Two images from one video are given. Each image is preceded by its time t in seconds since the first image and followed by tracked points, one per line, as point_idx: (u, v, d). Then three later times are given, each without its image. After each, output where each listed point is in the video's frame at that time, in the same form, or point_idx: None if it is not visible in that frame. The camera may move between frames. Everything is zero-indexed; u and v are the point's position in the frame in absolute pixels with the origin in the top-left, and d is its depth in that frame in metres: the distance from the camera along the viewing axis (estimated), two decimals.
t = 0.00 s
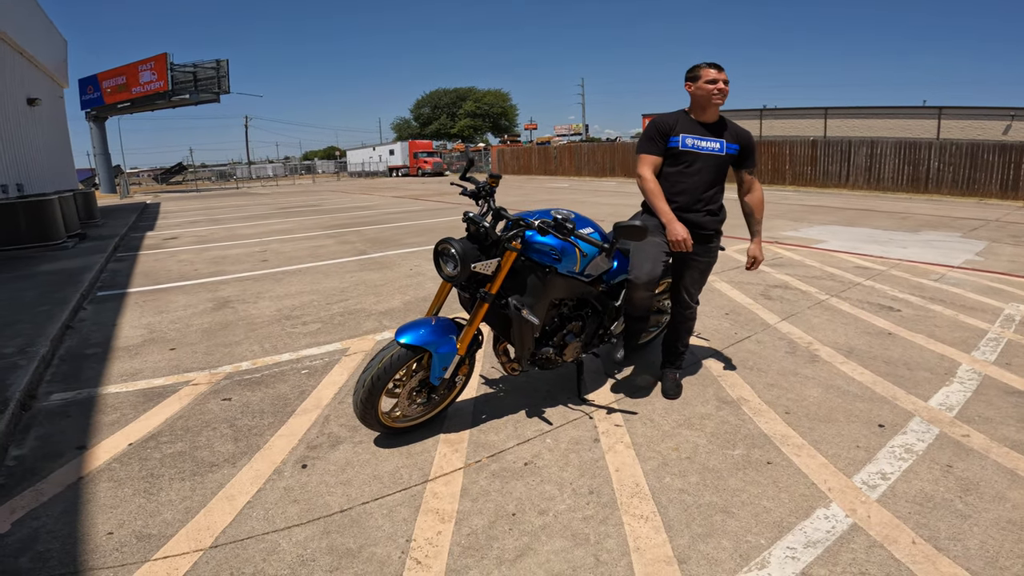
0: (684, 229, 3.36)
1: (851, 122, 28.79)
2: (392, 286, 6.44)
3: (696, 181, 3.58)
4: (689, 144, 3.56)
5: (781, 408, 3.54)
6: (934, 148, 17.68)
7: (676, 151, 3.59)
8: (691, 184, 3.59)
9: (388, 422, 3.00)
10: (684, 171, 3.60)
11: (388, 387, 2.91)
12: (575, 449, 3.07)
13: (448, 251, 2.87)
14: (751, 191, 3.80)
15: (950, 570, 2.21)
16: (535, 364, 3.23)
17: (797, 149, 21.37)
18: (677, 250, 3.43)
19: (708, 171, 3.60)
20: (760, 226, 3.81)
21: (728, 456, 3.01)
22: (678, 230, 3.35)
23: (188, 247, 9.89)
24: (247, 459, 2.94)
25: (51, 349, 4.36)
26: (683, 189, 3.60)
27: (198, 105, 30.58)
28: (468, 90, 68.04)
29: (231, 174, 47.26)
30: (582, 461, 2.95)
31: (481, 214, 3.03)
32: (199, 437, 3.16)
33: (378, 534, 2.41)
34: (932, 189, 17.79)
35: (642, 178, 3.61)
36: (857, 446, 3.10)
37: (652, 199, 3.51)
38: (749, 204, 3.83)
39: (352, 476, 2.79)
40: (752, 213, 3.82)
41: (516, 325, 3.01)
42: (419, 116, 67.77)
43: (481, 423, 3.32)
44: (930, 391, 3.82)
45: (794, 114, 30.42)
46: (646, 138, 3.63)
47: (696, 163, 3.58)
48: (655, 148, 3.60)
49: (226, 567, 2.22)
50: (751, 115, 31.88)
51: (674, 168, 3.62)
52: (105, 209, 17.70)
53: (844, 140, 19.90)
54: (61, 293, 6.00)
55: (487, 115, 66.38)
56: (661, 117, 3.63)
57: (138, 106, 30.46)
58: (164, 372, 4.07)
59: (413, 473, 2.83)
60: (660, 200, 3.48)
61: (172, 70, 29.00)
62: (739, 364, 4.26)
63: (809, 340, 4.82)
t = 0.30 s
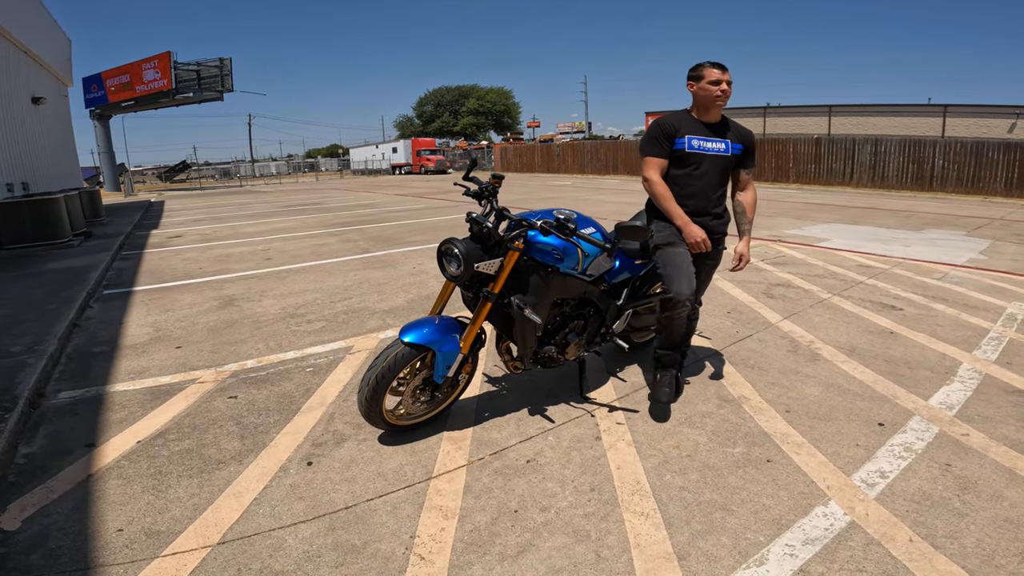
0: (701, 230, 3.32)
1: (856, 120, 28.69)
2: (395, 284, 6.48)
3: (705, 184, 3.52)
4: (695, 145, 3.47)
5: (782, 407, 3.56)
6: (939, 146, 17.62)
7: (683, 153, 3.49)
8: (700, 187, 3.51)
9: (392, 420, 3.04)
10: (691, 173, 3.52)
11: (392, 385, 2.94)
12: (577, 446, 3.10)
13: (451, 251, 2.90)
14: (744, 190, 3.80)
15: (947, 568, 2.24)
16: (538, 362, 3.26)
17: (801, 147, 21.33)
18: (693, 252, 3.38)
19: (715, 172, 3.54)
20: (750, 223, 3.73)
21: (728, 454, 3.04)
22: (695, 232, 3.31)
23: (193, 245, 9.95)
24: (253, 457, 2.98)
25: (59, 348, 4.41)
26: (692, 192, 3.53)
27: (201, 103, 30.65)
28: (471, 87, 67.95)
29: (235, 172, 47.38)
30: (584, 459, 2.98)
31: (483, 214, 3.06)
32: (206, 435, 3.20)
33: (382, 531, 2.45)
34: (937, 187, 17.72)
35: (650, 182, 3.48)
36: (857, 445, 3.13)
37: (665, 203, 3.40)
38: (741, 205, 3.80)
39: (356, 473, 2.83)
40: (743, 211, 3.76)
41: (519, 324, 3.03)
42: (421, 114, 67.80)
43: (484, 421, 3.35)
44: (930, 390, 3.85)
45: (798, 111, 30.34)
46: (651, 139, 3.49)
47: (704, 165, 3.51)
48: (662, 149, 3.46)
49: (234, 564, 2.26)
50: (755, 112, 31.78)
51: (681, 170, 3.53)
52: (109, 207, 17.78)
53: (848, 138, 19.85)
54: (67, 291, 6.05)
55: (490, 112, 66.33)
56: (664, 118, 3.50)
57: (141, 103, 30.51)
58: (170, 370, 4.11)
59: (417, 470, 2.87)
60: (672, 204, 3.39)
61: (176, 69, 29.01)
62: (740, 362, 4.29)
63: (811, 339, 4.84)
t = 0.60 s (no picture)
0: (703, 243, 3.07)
1: (860, 118, 28.59)
2: (400, 282, 6.50)
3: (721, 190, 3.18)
4: (710, 149, 3.13)
5: (786, 404, 3.57)
6: (944, 144, 17.57)
7: (696, 159, 3.14)
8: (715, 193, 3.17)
9: (398, 417, 3.06)
10: (705, 179, 3.17)
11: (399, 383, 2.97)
12: (582, 444, 3.11)
13: (458, 248, 2.91)
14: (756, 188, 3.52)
15: (951, 565, 2.25)
16: (542, 359, 3.27)
17: (805, 145, 21.29)
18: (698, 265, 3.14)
19: (732, 175, 3.21)
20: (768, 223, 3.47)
21: (733, 451, 3.05)
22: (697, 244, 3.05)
23: (198, 243, 10.01)
24: (261, 454, 3.00)
25: (67, 345, 4.44)
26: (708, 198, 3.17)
27: (205, 102, 30.74)
28: (474, 85, 67.91)
29: (239, 170, 47.50)
30: (589, 456, 3.00)
31: (489, 212, 3.07)
32: (214, 432, 3.23)
33: (390, 527, 2.47)
34: (942, 185, 17.67)
35: (660, 194, 3.14)
36: (861, 442, 3.14)
37: (671, 218, 3.13)
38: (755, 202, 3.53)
39: (363, 470, 2.86)
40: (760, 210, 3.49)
41: (524, 321, 3.04)
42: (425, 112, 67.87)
43: (489, 418, 3.37)
44: (934, 388, 3.85)
45: (802, 109, 30.26)
46: (659, 147, 3.15)
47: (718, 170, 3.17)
48: (673, 158, 3.13)
49: (243, 560, 2.28)
50: (758, 110, 31.71)
51: (693, 178, 3.19)
52: (114, 205, 17.87)
53: (852, 136, 19.81)
54: (74, 289, 6.09)
55: (494, 110, 66.37)
56: (671, 122, 3.16)
57: (146, 102, 30.56)
58: (178, 367, 4.14)
59: (423, 467, 2.89)
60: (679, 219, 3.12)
61: (179, 67, 29.03)
62: (744, 360, 4.30)
63: (815, 337, 4.84)
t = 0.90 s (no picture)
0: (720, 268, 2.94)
1: (865, 116, 28.46)
2: (405, 280, 6.50)
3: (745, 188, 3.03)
4: (732, 147, 2.95)
5: (795, 403, 3.57)
6: (950, 142, 17.46)
7: (719, 159, 2.95)
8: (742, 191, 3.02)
9: (408, 416, 3.07)
10: (730, 178, 2.99)
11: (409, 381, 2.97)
12: (591, 442, 3.11)
13: (468, 247, 2.91)
14: (786, 173, 3.28)
15: (963, 563, 2.24)
16: (551, 358, 3.28)
17: (810, 143, 21.22)
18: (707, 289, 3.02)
19: (758, 171, 3.04)
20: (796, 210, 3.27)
21: (742, 449, 3.05)
22: (714, 270, 2.92)
23: (204, 241, 10.03)
24: (271, 452, 3.01)
25: (76, 343, 4.47)
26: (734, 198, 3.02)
27: (209, 99, 30.76)
28: (477, 83, 67.80)
29: (243, 168, 47.56)
30: (598, 454, 3.00)
31: (499, 210, 3.07)
32: (224, 430, 3.24)
33: (401, 526, 2.47)
34: (948, 184, 17.57)
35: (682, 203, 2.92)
36: (871, 441, 3.13)
37: (693, 231, 2.92)
38: (785, 185, 3.28)
39: (373, 469, 2.86)
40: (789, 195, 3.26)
41: (534, 320, 3.05)
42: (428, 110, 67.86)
43: (498, 416, 3.37)
44: (944, 387, 3.83)
45: (807, 107, 30.14)
46: (678, 151, 2.91)
47: (742, 167, 2.99)
48: (695, 162, 2.90)
49: (255, 559, 2.29)
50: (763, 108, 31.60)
51: (715, 179, 3.01)
52: (120, 203, 17.94)
53: (858, 134, 19.73)
54: (82, 287, 6.11)
55: (497, 108, 66.32)
56: (686, 123, 2.92)
57: (150, 100, 30.62)
58: (187, 365, 4.16)
59: (433, 465, 2.89)
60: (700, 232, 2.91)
61: (183, 66, 29.02)
62: (752, 358, 4.29)
63: (823, 336, 4.82)
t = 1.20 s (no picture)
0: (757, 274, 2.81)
1: (870, 113, 28.34)
2: (410, 277, 6.50)
3: (774, 189, 2.92)
4: (763, 146, 2.83)
5: (800, 401, 3.56)
6: (956, 140, 17.37)
7: (749, 160, 2.84)
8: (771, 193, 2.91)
9: (413, 414, 3.08)
10: (760, 179, 2.89)
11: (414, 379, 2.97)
12: (596, 440, 3.12)
13: (474, 245, 2.90)
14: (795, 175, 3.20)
15: (969, 562, 2.24)
16: (556, 356, 3.27)
17: (814, 141, 21.16)
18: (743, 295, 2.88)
19: (786, 171, 2.94)
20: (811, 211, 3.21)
21: (747, 447, 3.05)
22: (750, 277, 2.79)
23: (209, 238, 10.05)
24: (277, 450, 3.02)
25: (82, 341, 4.48)
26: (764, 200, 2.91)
27: (213, 97, 30.77)
28: (480, 80, 67.70)
29: (246, 166, 47.62)
30: (603, 452, 3.00)
31: (505, 208, 3.06)
32: (230, 428, 3.25)
33: (407, 524, 2.48)
34: (953, 181, 17.49)
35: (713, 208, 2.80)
36: (877, 439, 3.13)
37: (725, 237, 2.81)
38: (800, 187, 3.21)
39: (379, 466, 2.87)
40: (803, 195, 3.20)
41: (540, 318, 3.04)
42: (431, 108, 67.85)
43: (503, 414, 3.38)
44: (949, 386, 3.82)
45: (811, 105, 30.04)
46: (708, 153, 2.77)
47: (772, 169, 2.89)
48: (725, 163, 2.78)
49: (263, 557, 2.30)
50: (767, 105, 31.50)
51: (744, 181, 2.90)
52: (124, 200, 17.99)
53: (863, 132, 19.67)
54: (88, 285, 6.14)
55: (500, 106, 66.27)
56: (714, 122, 2.78)
57: (154, 98, 30.66)
58: (192, 363, 4.17)
59: (438, 463, 2.90)
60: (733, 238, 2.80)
61: (187, 63, 29.01)
62: (757, 357, 4.29)
63: (828, 334, 4.81)
